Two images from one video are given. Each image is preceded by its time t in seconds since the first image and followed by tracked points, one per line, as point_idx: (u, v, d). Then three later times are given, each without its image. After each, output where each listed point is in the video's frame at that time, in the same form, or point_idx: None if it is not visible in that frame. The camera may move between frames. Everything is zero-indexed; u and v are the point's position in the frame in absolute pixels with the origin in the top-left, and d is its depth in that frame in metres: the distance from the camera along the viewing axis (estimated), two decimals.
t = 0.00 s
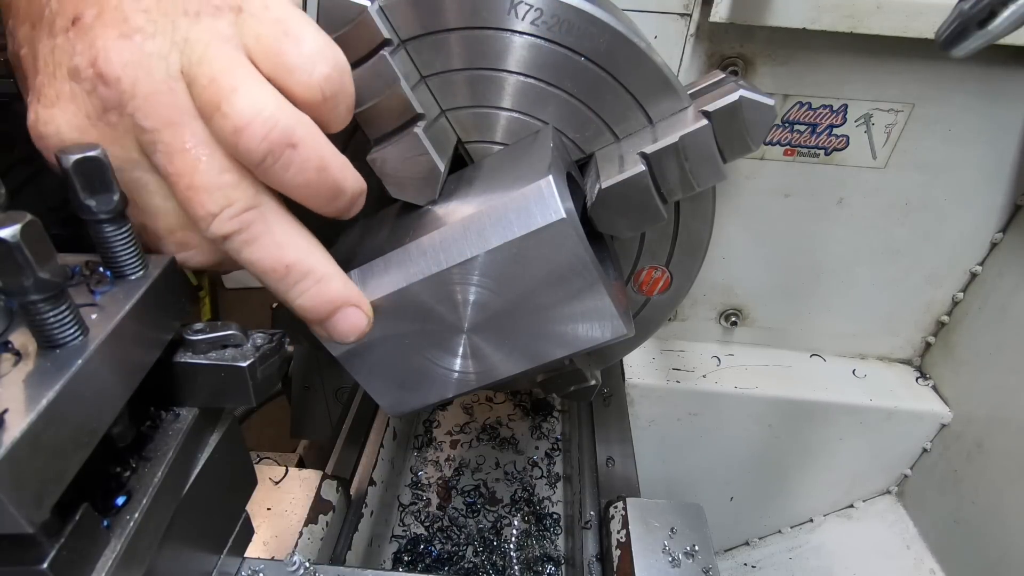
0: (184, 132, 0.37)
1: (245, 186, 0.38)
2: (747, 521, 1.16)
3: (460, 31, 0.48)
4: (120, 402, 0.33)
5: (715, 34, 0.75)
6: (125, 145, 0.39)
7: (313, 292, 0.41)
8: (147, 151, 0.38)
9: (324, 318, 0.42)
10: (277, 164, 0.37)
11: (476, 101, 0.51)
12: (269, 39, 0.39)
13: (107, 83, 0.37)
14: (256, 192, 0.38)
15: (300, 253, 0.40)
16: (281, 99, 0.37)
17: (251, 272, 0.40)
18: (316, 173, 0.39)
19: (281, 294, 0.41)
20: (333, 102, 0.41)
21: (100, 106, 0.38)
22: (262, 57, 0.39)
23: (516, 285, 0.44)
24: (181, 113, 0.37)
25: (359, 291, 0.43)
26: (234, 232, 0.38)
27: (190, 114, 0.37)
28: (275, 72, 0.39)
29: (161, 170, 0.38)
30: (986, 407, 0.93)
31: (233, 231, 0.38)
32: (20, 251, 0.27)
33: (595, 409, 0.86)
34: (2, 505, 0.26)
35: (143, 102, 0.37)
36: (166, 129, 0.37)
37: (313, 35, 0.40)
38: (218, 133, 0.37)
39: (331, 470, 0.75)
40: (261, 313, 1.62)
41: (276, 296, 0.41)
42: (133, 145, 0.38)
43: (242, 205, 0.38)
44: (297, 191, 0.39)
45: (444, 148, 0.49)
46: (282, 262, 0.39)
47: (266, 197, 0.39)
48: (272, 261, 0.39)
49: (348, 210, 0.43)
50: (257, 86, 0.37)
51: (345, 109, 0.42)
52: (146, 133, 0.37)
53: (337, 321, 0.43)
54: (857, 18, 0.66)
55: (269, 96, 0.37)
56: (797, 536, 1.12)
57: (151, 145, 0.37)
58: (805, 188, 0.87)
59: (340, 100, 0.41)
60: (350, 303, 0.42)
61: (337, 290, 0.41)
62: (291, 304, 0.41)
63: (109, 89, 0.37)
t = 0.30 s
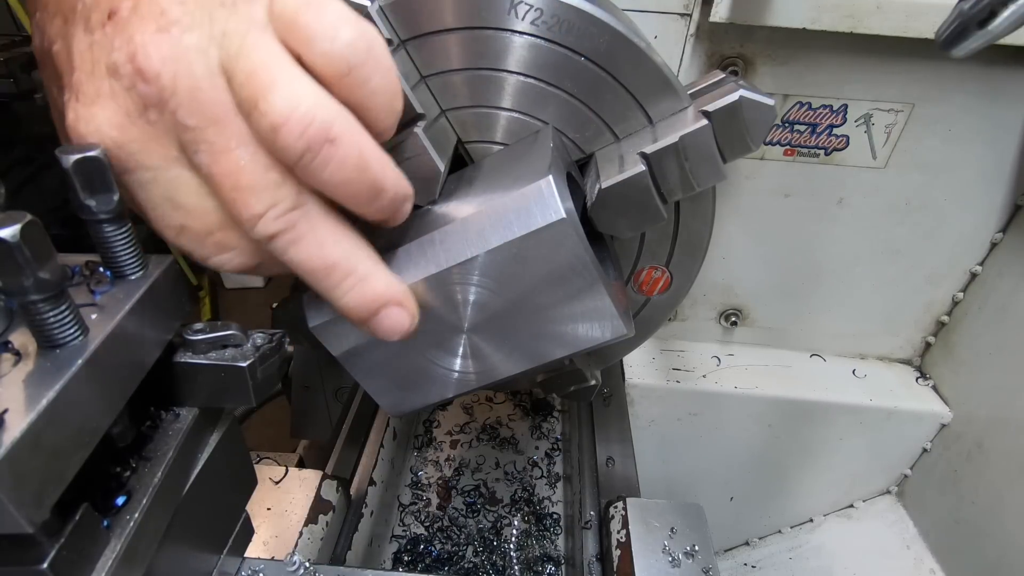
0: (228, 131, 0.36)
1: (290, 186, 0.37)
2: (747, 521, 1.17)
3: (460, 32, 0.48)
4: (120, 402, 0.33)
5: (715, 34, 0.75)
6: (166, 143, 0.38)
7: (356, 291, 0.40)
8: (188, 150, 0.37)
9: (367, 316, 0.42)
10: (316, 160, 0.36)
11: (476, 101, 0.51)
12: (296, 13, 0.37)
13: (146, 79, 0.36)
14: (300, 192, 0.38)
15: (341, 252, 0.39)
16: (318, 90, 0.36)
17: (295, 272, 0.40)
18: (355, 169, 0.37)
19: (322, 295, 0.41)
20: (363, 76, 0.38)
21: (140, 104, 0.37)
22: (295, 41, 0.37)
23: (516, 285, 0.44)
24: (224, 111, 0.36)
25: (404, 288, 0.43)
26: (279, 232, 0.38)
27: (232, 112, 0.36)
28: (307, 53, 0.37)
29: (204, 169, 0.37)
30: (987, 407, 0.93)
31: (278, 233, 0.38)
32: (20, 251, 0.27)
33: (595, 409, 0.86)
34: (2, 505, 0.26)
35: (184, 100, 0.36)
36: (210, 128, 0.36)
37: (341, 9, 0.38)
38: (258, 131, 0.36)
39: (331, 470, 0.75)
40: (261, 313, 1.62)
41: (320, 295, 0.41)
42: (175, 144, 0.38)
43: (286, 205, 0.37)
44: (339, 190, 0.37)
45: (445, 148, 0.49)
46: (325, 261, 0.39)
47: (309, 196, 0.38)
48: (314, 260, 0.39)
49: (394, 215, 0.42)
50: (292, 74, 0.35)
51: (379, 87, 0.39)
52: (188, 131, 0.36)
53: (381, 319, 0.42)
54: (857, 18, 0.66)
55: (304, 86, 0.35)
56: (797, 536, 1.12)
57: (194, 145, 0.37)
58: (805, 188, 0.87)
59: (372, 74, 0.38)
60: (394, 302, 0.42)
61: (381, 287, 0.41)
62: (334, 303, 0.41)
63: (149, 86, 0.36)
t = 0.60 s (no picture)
0: (201, 130, 0.37)
1: (263, 187, 0.38)
2: (747, 522, 1.17)
3: (460, 31, 0.48)
4: (120, 402, 0.33)
5: (716, 34, 0.75)
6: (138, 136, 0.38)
7: (327, 293, 0.41)
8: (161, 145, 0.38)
9: (338, 318, 0.43)
10: (290, 162, 0.37)
11: (476, 100, 0.51)
12: (277, 19, 0.38)
13: (120, 73, 0.37)
14: (273, 193, 0.39)
15: (313, 256, 0.40)
16: (293, 92, 0.36)
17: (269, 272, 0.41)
18: (331, 172, 0.38)
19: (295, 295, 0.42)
20: (343, 83, 0.39)
21: (113, 97, 0.37)
22: (275, 46, 0.38)
23: (516, 285, 0.44)
24: (199, 110, 0.37)
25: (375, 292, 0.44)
26: (251, 232, 0.39)
27: (208, 111, 0.37)
28: (288, 58, 0.38)
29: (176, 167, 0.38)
30: (987, 407, 0.93)
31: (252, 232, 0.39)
32: (20, 251, 0.27)
33: (595, 409, 0.86)
34: (2, 505, 0.26)
35: (157, 94, 0.37)
36: (183, 125, 0.37)
37: (322, 14, 0.38)
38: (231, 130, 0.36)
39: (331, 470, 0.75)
40: (262, 313, 1.62)
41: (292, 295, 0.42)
42: (147, 139, 0.38)
43: (259, 206, 0.38)
44: (313, 191, 0.39)
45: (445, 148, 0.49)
46: (295, 264, 0.40)
47: (283, 198, 0.39)
48: (286, 262, 0.40)
49: (371, 210, 0.43)
50: (269, 77, 0.36)
51: (358, 95, 0.40)
52: (161, 126, 0.37)
53: (352, 321, 0.43)
54: (857, 18, 0.66)
55: (279, 88, 0.36)
56: (797, 536, 1.12)
57: (167, 141, 0.37)
58: (805, 188, 0.87)
59: (351, 80, 0.39)
60: (364, 306, 0.43)
61: (351, 292, 0.42)
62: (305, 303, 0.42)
63: (122, 80, 0.37)
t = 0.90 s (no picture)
0: (209, 119, 0.35)
1: (274, 178, 0.37)
2: (747, 522, 1.17)
3: (460, 31, 0.48)
4: (120, 401, 0.33)
5: (715, 34, 0.75)
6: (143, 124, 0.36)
7: (337, 286, 0.40)
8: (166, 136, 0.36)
9: (348, 311, 0.42)
10: (302, 151, 0.35)
11: (476, 100, 0.51)
12: (290, 9, 0.37)
13: (125, 60, 0.35)
14: (282, 184, 0.37)
15: (324, 247, 0.39)
16: (307, 79, 0.35)
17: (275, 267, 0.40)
18: (343, 160, 0.37)
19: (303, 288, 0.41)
20: (358, 73, 0.38)
21: (119, 84, 0.35)
22: (287, 34, 0.37)
23: (516, 285, 0.44)
24: (210, 98, 0.35)
25: (385, 285, 0.43)
26: (258, 224, 0.37)
27: (217, 98, 0.35)
28: (300, 48, 0.37)
29: (181, 158, 0.36)
30: (987, 407, 0.93)
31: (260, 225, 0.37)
32: (20, 251, 0.27)
33: (595, 409, 0.86)
34: (2, 505, 0.26)
35: (164, 84, 0.35)
36: (192, 114, 0.35)
37: (336, 5, 0.38)
38: (243, 119, 0.35)
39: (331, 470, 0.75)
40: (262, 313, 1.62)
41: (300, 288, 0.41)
42: (152, 128, 0.36)
43: (268, 195, 0.37)
44: (324, 182, 0.37)
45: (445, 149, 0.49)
46: (306, 256, 0.39)
47: (291, 189, 0.38)
48: (295, 255, 0.38)
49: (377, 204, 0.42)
50: (282, 63, 0.35)
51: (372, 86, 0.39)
52: (168, 116, 0.35)
53: (362, 313, 0.42)
54: (857, 18, 0.66)
55: (293, 74, 0.35)
56: (797, 537, 1.12)
57: (173, 130, 0.35)
58: (805, 188, 0.87)
59: (366, 71, 0.38)
60: (374, 298, 0.42)
61: (361, 284, 0.41)
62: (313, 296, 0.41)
63: (128, 67, 0.35)
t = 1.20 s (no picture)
0: None
1: (295, 57, 0.31)
2: (747, 522, 1.17)
3: (461, 31, 0.48)
4: (121, 401, 0.33)
5: (715, 34, 0.75)
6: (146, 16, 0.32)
7: (375, 188, 0.35)
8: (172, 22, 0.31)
9: (389, 222, 0.36)
10: (322, 14, 0.30)
11: (476, 100, 0.51)
12: None
13: None
14: (306, 66, 0.31)
15: (358, 140, 0.33)
16: None
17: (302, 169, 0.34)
18: (371, 29, 0.31)
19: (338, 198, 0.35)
20: None
21: None
22: None
23: (516, 286, 0.44)
24: None
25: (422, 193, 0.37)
26: (284, 114, 0.31)
27: None
28: None
29: (193, 45, 0.30)
30: (986, 407, 0.93)
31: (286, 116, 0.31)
32: (20, 251, 0.27)
33: (595, 409, 0.86)
34: (2, 505, 0.26)
35: None
36: None
37: None
38: None
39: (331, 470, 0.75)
40: (262, 313, 1.62)
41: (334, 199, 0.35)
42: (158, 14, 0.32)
43: (293, 81, 0.31)
44: (351, 55, 0.31)
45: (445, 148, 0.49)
46: (341, 150, 0.33)
47: (316, 75, 0.32)
48: (328, 150, 0.33)
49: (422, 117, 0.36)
50: None
51: None
52: None
53: (403, 226, 0.37)
54: (857, 18, 0.66)
55: None
56: (797, 537, 1.12)
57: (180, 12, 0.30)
58: (805, 188, 0.87)
59: None
60: (414, 204, 0.36)
61: (401, 187, 0.35)
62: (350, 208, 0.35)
63: None
